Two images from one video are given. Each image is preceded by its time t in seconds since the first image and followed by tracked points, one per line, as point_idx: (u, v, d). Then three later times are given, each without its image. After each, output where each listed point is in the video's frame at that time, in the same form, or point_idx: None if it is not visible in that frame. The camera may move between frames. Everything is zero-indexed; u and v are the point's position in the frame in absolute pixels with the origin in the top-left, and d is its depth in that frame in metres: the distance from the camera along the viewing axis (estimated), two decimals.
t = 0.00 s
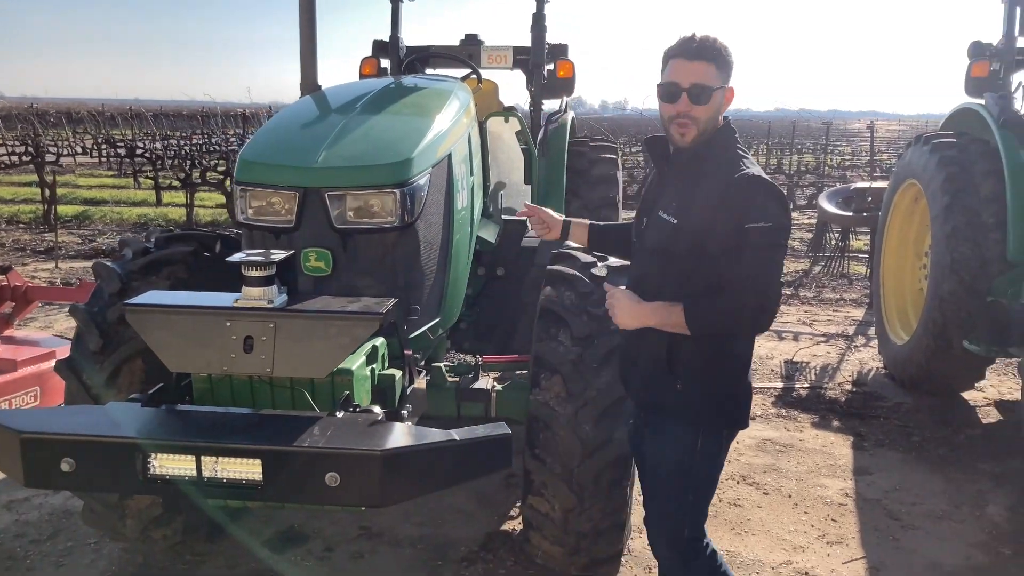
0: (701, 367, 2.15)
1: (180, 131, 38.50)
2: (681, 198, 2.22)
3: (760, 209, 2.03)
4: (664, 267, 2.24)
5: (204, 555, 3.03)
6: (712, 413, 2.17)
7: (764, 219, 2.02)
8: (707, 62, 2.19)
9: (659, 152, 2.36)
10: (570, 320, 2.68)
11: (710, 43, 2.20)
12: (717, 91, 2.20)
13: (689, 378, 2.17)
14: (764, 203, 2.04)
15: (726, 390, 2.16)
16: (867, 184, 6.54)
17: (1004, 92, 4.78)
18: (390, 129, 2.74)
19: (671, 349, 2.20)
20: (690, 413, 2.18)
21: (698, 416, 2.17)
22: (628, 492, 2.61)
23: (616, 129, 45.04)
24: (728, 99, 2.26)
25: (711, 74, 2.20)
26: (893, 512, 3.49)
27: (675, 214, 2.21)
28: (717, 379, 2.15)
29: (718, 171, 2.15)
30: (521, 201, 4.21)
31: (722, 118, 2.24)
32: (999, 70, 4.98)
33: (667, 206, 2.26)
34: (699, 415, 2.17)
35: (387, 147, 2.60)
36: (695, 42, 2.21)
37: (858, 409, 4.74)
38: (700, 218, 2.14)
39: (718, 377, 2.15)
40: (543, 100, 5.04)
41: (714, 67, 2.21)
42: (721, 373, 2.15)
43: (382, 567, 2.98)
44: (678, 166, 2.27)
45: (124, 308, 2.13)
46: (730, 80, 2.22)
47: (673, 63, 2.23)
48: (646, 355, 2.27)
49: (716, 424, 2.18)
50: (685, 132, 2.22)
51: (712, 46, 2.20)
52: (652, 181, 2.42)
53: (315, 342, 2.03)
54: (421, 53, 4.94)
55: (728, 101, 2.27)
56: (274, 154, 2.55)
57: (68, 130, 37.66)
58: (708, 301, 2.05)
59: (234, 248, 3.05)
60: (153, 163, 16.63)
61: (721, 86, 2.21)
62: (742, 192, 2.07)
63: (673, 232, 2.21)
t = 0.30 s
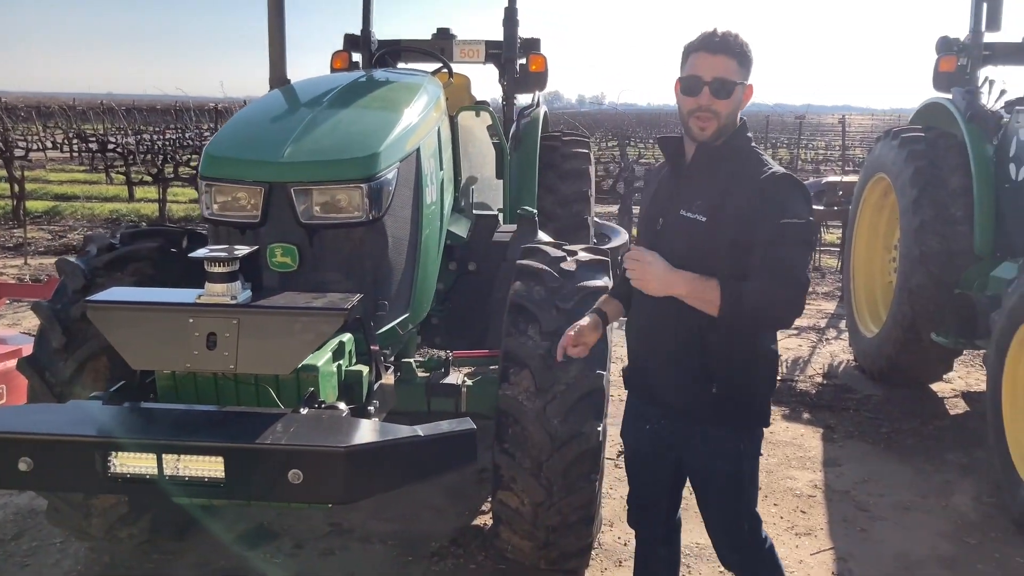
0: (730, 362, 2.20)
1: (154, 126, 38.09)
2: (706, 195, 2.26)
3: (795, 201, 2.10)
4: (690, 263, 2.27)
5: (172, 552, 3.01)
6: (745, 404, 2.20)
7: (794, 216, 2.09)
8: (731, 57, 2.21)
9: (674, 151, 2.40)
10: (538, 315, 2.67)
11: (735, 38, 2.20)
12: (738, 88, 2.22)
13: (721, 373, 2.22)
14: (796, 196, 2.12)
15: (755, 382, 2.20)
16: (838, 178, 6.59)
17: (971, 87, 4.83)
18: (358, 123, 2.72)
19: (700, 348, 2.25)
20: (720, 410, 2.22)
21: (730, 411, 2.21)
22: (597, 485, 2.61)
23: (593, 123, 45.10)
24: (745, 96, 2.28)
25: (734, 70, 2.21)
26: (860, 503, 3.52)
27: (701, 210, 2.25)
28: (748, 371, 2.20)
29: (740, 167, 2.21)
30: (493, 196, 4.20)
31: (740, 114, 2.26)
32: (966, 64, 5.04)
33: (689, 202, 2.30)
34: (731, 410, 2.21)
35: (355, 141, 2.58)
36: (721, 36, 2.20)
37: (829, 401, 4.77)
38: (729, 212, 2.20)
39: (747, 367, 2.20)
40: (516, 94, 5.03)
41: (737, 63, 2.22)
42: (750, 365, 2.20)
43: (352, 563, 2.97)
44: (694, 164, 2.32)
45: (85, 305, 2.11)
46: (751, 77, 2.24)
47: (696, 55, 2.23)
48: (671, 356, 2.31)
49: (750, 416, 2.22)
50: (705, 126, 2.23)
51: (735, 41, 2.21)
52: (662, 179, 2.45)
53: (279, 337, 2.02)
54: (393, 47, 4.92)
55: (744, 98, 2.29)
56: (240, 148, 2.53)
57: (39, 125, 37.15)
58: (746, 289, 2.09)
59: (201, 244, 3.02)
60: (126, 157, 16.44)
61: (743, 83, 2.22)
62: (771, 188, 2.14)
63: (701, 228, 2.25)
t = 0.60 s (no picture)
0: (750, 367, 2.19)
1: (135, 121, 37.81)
2: (728, 197, 2.24)
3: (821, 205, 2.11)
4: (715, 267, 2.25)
5: (139, 552, 2.98)
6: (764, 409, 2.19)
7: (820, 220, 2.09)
8: (758, 51, 2.22)
9: (695, 154, 2.37)
10: (505, 311, 2.66)
11: (763, 33, 2.22)
12: (764, 82, 2.22)
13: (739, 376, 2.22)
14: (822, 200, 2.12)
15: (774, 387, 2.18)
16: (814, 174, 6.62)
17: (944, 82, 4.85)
18: (323, 118, 2.70)
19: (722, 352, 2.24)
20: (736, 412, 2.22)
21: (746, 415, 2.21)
22: (565, 481, 2.60)
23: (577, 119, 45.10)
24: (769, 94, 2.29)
25: (761, 64, 2.23)
26: (832, 498, 3.53)
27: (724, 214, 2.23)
28: (770, 376, 2.18)
29: (761, 169, 2.20)
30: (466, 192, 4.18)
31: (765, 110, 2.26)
32: (938, 60, 5.07)
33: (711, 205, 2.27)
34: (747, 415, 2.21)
35: (319, 136, 2.56)
36: (747, 29, 2.23)
37: (804, 396, 4.79)
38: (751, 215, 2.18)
39: (767, 373, 2.18)
40: (491, 90, 5.02)
41: (764, 57, 2.23)
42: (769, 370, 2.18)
43: (321, 562, 2.96)
44: (714, 165, 2.30)
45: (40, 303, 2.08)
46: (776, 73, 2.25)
47: (722, 49, 2.25)
48: (688, 362, 2.31)
49: (768, 421, 2.20)
50: (732, 121, 2.22)
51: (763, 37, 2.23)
52: (678, 182, 2.43)
53: (237, 335, 2.00)
54: (366, 42, 4.89)
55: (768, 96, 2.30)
56: (203, 145, 2.50)
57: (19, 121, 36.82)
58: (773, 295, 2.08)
59: (165, 241, 2.99)
60: (104, 154, 16.31)
61: (770, 77, 2.23)
62: (794, 191, 2.14)
63: (724, 232, 2.23)
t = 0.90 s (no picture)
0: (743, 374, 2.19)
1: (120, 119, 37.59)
2: (729, 199, 2.23)
3: (827, 217, 2.11)
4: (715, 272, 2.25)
5: (108, 554, 2.95)
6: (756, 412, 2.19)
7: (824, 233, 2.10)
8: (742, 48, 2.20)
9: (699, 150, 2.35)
10: (475, 310, 2.64)
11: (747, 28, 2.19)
12: (747, 79, 2.19)
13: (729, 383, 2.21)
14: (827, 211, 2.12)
15: (765, 388, 2.19)
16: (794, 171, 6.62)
17: (922, 80, 4.87)
18: (292, 116, 2.68)
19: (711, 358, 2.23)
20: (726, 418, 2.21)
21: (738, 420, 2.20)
22: (535, 481, 2.59)
23: (565, 116, 45.12)
24: (767, 91, 2.23)
25: (744, 61, 2.20)
26: (807, 495, 3.54)
27: (726, 218, 2.22)
28: (759, 378, 2.18)
29: (765, 174, 2.19)
30: (443, 190, 4.16)
31: (758, 107, 2.22)
32: (917, 57, 5.08)
33: (711, 206, 2.26)
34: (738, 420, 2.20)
35: (287, 134, 2.54)
36: (733, 26, 2.22)
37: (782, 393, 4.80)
38: (755, 220, 2.17)
39: (759, 375, 2.18)
40: (470, 87, 5.01)
41: (750, 54, 2.20)
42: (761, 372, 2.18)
43: (291, 562, 2.94)
44: (716, 166, 2.28)
45: None
46: (767, 69, 2.19)
47: (709, 48, 2.26)
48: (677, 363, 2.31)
49: (757, 424, 2.20)
50: (711, 120, 2.23)
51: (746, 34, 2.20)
52: (680, 178, 2.42)
53: (197, 335, 1.98)
54: (343, 39, 4.87)
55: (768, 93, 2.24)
56: (169, 142, 2.48)
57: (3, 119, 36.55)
58: (776, 308, 2.09)
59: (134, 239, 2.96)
60: (88, 151, 16.22)
61: (754, 74, 2.19)
62: (800, 201, 2.14)
63: (724, 234, 2.22)
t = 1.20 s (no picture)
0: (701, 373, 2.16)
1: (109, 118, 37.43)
2: (688, 200, 2.24)
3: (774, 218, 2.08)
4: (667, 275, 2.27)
5: (82, 556, 2.93)
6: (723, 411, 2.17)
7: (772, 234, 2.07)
8: (675, 48, 2.24)
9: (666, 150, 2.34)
10: (448, 309, 2.61)
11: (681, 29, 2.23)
12: (676, 79, 2.23)
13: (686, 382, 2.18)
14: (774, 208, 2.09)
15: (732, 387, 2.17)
16: (780, 169, 6.62)
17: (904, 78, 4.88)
18: (264, 114, 2.66)
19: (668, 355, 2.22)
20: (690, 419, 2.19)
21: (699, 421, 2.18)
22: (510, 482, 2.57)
23: (556, 115, 45.13)
24: (704, 90, 2.22)
25: (679, 61, 2.23)
26: (786, 494, 3.53)
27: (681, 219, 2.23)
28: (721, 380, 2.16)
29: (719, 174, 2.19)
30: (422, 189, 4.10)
31: (694, 106, 2.23)
32: (899, 56, 5.09)
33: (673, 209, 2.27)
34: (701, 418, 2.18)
35: (258, 132, 2.52)
36: (677, 28, 2.27)
37: (765, 392, 4.80)
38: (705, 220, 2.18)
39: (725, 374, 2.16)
40: (452, 86, 4.99)
41: (680, 54, 2.23)
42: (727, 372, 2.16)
43: (266, 563, 2.92)
44: (681, 167, 2.29)
45: None
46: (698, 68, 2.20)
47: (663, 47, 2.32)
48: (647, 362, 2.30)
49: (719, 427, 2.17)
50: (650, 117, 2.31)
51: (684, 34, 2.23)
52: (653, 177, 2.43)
53: (161, 336, 1.96)
54: (325, 37, 4.85)
55: (709, 92, 2.23)
56: (138, 140, 2.46)
57: None
58: (707, 307, 2.11)
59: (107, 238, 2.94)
60: (75, 150, 16.13)
61: (681, 74, 2.22)
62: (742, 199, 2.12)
63: (682, 235, 2.23)
